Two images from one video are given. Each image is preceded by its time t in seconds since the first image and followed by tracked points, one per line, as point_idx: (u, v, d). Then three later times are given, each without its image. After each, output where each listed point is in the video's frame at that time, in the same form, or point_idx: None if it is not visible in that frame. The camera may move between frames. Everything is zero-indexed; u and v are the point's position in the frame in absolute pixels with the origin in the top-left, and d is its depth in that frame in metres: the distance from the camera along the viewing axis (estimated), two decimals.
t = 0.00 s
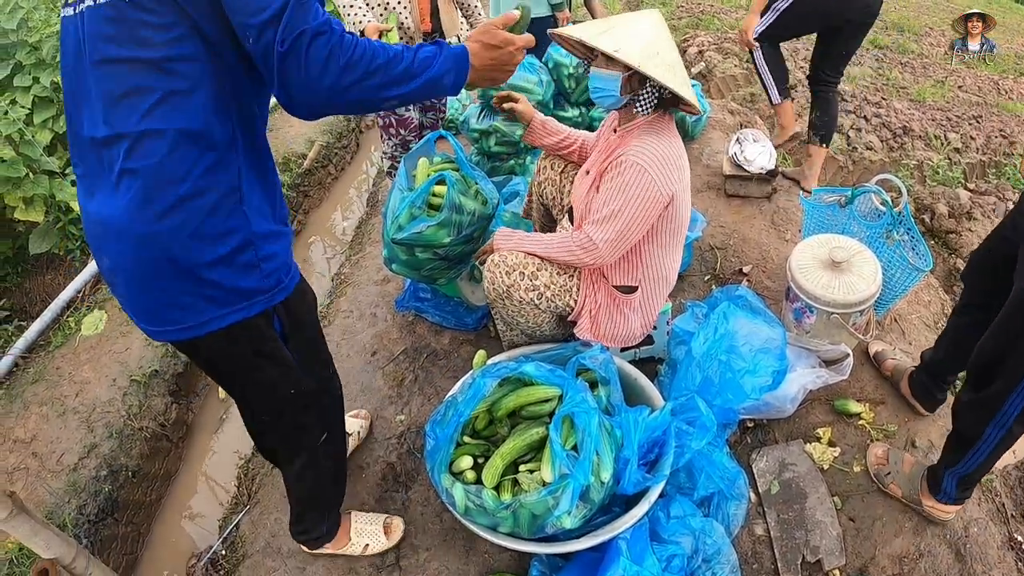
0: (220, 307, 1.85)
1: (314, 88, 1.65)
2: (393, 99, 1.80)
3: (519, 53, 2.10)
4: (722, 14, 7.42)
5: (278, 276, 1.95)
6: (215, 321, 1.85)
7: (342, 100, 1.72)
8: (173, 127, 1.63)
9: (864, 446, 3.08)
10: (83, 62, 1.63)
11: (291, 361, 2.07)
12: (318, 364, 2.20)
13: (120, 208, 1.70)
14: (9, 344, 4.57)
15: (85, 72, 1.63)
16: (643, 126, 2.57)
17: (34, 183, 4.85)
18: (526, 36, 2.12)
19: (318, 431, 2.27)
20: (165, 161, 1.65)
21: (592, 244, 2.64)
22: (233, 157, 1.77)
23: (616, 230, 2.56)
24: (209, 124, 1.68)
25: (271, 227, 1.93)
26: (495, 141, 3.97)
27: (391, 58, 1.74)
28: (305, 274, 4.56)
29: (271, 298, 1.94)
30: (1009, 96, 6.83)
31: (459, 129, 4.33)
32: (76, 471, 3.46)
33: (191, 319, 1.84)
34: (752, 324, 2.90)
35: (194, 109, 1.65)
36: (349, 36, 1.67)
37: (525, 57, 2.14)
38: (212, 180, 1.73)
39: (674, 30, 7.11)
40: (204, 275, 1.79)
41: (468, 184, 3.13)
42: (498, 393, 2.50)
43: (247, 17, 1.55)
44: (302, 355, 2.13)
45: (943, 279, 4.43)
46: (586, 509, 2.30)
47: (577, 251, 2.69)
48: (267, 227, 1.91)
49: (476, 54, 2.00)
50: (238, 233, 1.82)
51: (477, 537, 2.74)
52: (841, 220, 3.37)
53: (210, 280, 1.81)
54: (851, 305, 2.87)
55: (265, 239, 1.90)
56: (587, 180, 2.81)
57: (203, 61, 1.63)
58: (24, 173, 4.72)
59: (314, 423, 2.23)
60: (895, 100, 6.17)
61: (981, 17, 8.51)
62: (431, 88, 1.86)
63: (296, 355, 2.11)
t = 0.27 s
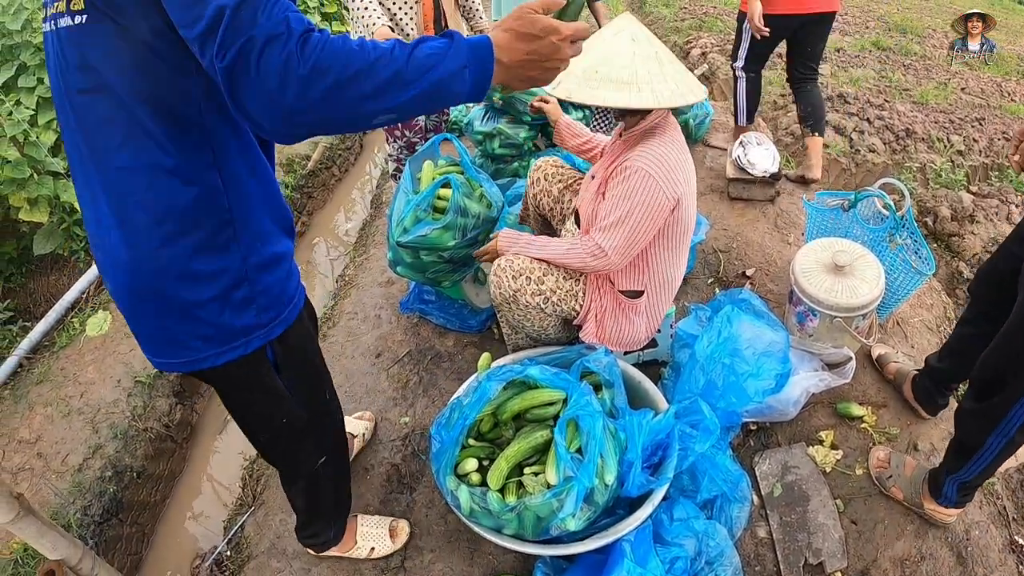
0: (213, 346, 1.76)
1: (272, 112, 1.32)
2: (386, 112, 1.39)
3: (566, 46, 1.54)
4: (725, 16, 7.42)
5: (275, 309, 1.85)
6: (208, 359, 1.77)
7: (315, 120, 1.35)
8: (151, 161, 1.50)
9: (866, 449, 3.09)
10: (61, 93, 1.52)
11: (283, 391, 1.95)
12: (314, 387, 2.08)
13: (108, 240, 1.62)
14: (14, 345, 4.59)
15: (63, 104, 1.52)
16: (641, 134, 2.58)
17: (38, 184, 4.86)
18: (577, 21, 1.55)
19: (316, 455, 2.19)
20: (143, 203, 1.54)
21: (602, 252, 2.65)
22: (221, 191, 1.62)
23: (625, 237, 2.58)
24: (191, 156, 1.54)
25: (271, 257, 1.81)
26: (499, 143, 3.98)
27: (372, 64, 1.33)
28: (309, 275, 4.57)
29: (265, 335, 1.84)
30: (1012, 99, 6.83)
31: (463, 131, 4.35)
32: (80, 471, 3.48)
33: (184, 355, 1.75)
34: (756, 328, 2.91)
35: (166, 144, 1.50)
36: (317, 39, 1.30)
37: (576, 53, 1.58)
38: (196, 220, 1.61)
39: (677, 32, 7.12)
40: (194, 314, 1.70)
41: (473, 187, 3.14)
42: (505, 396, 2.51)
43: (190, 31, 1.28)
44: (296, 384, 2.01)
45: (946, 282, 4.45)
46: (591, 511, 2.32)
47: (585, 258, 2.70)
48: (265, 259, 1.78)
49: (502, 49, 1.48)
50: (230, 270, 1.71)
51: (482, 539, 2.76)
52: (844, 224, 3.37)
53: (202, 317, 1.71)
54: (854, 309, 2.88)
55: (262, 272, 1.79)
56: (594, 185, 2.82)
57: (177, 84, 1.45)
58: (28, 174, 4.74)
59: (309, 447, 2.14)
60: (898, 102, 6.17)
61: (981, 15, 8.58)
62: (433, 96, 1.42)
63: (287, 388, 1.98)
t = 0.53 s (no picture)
0: (199, 366, 1.69)
1: (217, 151, 1.12)
2: (354, 143, 1.15)
3: (585, 50, 1.22)
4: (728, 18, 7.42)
5: (266, 329, 1.76)
6: (196, 377, 1.70)
7: (269, 158, 1.13)
8: (121, 177, 1.43)
9: (867, 452, 3.10)
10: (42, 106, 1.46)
11: (269, 409, 1.87)
12: (305, 402, 2.00)
13: (94, 254, 1.58)
14: (17, 346, 4.61)
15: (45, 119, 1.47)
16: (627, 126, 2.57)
17: (42, 185, 4.88)
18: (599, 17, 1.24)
19: (309, 469, 2.12)
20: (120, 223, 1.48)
21: (593, 245, 2.61)
22: (196, 208, 1.51)
23: (613, 228, 2.55)
24: (160, 172, 1.44)
25: (260, 275, 1.70)
26: (501, 145, 4.01)
27: (330, 89, 1.09)
28: (311, 276, 4.59)
29: (253, 357, 1.75)
30: (1014, 100, 6.83)
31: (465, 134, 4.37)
32: (83, 472, 3.49)
33: (174, 371, 1.70)
34: (757, 331, 2.92)
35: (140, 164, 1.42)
36: (257, 64, 1.06)
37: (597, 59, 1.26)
38: (171, 242, 1.52)
39: (679, 33, 7.13)
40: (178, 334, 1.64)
41: (476, 190, 3.19)
42: (507, 399, 2.53)
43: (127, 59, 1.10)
44: (286, 405, 1.93)
45: (947, 284, 4.45)
46: (592, 514, 2.33)
47: (579, 254, 2.67)
48: (253, 278, 1.68)
49: (498, 59, 1.16)
50: (213, 292, 1.62)
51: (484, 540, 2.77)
52: (845, 227, 3.37)
53: (187, 336, 1.64)
54: (855, 313, 2.88)
55: (250, 291, 1.68)
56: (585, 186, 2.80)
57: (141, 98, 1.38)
58: (32, 175, 4.76)
59: (300, 464, 2.07)
60: (900, 104, 6.17)
61: (979, 17, 8.31)
62: (409, 122, 1.15)
63: (275, 409, 1.90)
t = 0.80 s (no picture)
0: (178, 379, 1.66)
1: (181, 183, 1.06)
2: (323, 176, 1.07)
3: (582, 75, 1.13)
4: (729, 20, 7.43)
5: (245, 347, 1.71)
6: (176, 389, 1.68)
7: (236, 189, 1.06)
8: (91, 194, 1.42)
9: (868, 454, 3.09)
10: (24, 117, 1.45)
11: (246, 423, 1.81)
12: (291, 414, 1.93)
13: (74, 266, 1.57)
14: (19, 346, 4.61)
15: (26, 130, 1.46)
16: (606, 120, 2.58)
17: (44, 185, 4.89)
18: (600, 37, 1.13)
19: (297, 480, 2.07)
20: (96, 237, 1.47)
21: (582, 227, 2.58)
22: (167, 227, 1.48)
23: (600, 209, 2.52)
24: (129, 190, 1.42)
25: (239, 293, 1.66)
26: (503, 146, 4.03)
27: (296, 118, 1.01)
28: (313, 277, 4.59)
29: (232, 375, 1.71)
30: (1016, 102, 6.83)
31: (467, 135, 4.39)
32: (84, 472, 3.50)
33: (155, 382, 1.69)
34: (759, 332, 2.92)
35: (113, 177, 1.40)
36: (217, 93, 0.99)
37: (595, 84, 1.16)
38: (145, 258, 1.50)
39: (681, 35, 7.13)
40: (155, 348, 1.62)
41: (477, 191, 3.19)
42: (507, 400, 2.52)
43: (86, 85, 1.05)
44: (265, 418, 1.86)
45: (949, 286, 4.45)
46: (593, 516, 2.33)
47: (572, 240, 2.65)
48: (232, 295, 1.64)
49: (481, 85, 1.07)
50: (188, 308, 1.59)
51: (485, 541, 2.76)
52: (847, 229, 3.36)
53: (165, 350, 1.63)
54: (857, 315, 2.88)
55: (228, 309, 1.64)
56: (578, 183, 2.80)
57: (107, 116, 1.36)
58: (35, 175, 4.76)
59: (284, 474, 2.02)
60: (902, 106, 6.17)
61: (980, 14, 8.49)
62: (382, 151, 1.06)
63: (253, 422, 1.83)
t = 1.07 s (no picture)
0: (166, 389, 1.66)
1: (170, 201, 1.05)
2: (310, 196, 1.07)
3: (575, 95, 1.13)
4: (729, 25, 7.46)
5: (234, 357, 1.70)
6: (165, 398, 1.68)
7: (226, 208, 1.06)
8: (76, 206, 1.41)
9: (869, 458, 3.09)
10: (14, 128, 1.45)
11: (235, 432, 1.81)
12: (282, 423, 1.92)
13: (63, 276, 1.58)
14: (17, 348, 4.61)
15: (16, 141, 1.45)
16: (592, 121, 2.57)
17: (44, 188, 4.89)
18: (594, 57, 1.15)
19: (289, 486, 2.07)
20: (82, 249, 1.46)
21: (578, 226, 2.58)
22: (152, 239, 1.46)
23: (592, 207, 2.52)
24: (112, 203, 1.41)
25: (228, 303, 1.64)
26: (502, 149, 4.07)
27: (283, 138, 1.01)
28: (312, 281, 4.59)
29: (220, 386, 1.70)
30: (1015, 106, 6.85)
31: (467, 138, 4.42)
32: (82, 475, 3.49)
33: (145, 391, 1.69)
34: (759, 337, 2.91)
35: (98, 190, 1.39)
36: (202, 112, 0.99)
37: (589, 103, 1.17)
38: (131, 271, 1.48)
39: (681, 39, 7.15)
40: (144, 359, 1.61)
41: (477, 195, 3.20)
42: (506, 404, 2.51)
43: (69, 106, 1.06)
44: (254, 427, 1.85)
45: (949, 290, 4.45)
46: (593, 520, 2.32)
47: (569, 240, 2.64)
48: (220, 306, 1.62)
49: (472, 105, 1.07)
50: (175, 320, 1.57)
51: (484, 546, 2.76)
52: (847, 233, 3.36)
53: (153, 361, 1.62)
54: (857, 319, 2.88)
55: (216, 320, 1.63)
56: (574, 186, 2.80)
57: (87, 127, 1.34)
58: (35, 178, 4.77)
59: (275, 482, 2.01)
60: (901, 110, 6.18)
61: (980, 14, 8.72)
62: (373, 170, 1.05)
63: (243, 434, 1.84)
